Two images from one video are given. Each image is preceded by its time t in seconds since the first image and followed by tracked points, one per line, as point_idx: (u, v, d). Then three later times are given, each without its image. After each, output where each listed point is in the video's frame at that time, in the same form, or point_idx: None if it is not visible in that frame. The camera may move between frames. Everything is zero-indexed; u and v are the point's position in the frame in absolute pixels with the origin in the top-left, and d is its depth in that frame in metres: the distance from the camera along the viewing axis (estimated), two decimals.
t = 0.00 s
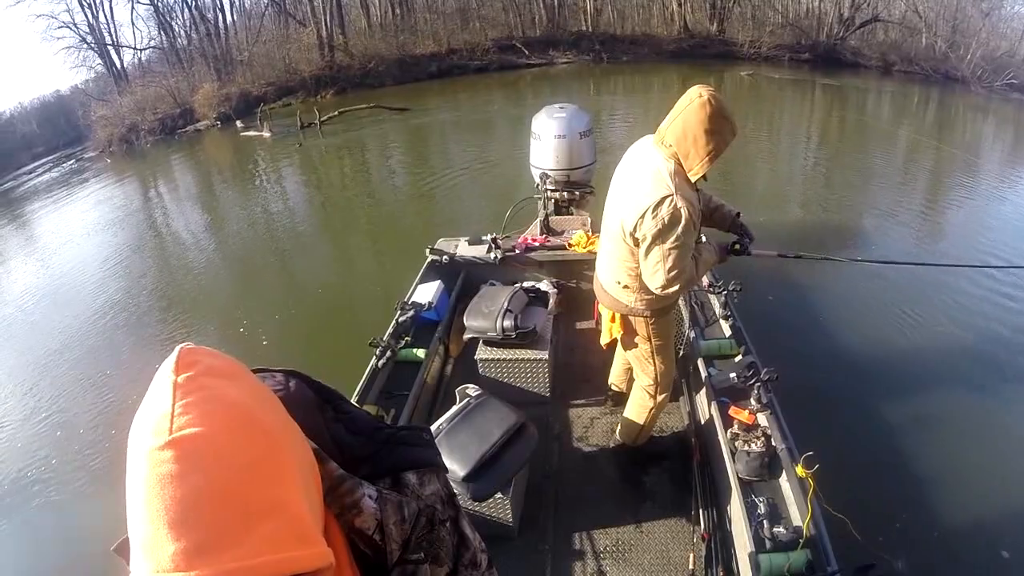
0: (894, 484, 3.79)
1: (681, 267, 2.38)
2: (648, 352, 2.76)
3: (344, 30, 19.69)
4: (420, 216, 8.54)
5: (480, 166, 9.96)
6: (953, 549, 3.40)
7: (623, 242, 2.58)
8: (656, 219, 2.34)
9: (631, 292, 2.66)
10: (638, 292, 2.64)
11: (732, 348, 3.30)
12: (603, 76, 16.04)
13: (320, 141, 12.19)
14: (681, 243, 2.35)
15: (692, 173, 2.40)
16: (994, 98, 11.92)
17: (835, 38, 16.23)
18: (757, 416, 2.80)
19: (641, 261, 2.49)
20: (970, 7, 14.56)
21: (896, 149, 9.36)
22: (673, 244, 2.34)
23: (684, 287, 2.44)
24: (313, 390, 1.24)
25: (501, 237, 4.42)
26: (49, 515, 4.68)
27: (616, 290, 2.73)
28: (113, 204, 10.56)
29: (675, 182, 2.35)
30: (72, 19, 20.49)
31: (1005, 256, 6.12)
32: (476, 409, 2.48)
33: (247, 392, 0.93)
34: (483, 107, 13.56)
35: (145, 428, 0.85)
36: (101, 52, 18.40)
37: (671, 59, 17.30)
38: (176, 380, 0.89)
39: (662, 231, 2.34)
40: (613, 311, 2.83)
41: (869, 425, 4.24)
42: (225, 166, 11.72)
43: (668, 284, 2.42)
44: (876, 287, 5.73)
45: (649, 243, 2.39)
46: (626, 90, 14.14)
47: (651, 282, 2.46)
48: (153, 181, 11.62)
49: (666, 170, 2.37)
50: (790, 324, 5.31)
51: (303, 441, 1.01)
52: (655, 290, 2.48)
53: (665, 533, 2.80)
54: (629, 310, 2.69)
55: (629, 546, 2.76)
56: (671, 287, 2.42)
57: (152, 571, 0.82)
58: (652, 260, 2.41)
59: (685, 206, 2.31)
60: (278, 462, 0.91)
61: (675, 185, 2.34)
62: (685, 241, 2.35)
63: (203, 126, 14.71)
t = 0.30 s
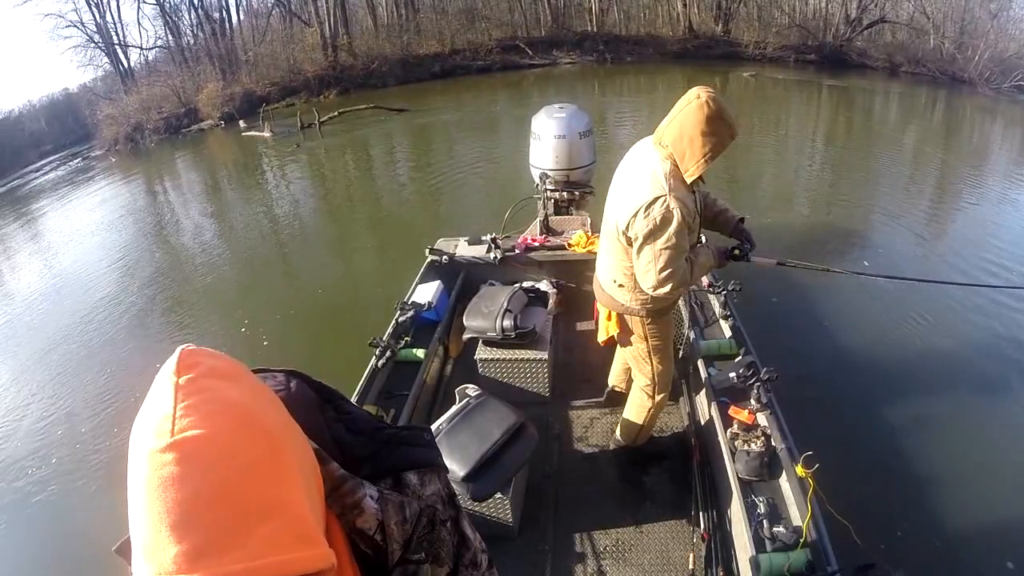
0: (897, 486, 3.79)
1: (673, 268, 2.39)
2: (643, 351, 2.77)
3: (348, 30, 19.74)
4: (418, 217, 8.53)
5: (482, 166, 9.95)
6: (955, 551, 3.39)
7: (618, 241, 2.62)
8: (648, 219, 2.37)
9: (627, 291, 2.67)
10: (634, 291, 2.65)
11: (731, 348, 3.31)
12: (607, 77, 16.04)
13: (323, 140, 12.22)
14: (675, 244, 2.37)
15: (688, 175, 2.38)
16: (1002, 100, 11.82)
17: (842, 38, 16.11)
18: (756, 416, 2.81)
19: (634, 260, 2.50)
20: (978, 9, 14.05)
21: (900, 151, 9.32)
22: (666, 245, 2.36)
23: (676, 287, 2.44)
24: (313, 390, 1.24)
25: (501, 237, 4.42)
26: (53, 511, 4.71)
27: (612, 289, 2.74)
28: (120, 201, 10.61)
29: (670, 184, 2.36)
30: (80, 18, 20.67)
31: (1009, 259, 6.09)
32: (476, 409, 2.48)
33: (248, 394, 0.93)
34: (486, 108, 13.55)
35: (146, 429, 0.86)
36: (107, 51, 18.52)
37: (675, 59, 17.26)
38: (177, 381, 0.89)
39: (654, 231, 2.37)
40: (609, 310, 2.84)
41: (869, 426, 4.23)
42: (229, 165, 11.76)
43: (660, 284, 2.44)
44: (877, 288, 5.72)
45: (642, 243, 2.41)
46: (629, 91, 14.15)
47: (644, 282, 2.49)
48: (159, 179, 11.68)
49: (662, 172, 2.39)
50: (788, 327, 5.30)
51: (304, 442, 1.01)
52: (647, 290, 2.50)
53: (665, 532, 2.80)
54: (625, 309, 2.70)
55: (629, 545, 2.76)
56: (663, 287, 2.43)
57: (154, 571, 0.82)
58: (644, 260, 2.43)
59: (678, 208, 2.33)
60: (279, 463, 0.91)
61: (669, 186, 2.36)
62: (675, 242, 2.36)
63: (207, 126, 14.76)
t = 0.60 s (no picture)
0: (899, 487, 3.78)
1: (669, 269, 2.40)
2: (640, 352, 2.78)
3: (352, 30, 19.77)
4: (418, 218, 8.52)
5: (484, 167, 9.94)
6: (957, 553, 3.37)
7: (616, 242, 2.62)
8: (645, 220, 2.38)
9: (625, 292, 2.68)
10: (632, 292, 2.65)
11: (730, 348, 3.31)
12: (611, 78, 16.04)
13: (325, 140, 12.23)
14: (672, 245, 2.38)
15: (686, 176, 2.38)
16: (1009, 102, 11.61)
17: (848, 39, 15.94)
18: (756, 416, 2.80)
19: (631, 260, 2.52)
20: (986, 9, 14.30)
21: (904, 153, 9.28)
22: (662, 246, 2.36)
23: (673, 289, 2.45)
24: (310, 389, 1.23)
25: (501, 237, 4.43)
26: (56, 507, 4.73)
27: (611, 289, 2.75)
28: (127, 199, 10.66)
29: (668, 185, 2.37)
30: (87, 17, 20.80)
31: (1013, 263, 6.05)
32: (476, 409, 2.48)
33: (244, 371, 0.96)
34: (489, 108, 13.52)
35: (149, 416, 0.87)
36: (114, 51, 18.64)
37: (679, 60, 17.21)
38: (172, 368, 0.91)
39: (652, 232, 2.37)
40: (608, 311, 2.84)
41: (870, 428, 4.23)
42: (233, 164, 11.80)
43: (657, 285, 2.45)
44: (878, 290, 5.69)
45: (640, 244, 2.42)
46: (632, 92, 14.14)
47: (640, 282, 2.50)
48: (166, 177, 11.73)
49: (660, 173, 2.39)
50: (789, 328, 5.29)
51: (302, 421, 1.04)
52: (643, 290, 2.51)
53: (665, 533, 2.79)
54: (623, 310, 2.70)
55: (629, 545, 2.76)
56: (659, 288, 2.45)
57: (182, 556, 0.83)
58: (641, 261, 2.44)
59: (675, 209, 2.34)
60: (286, 431, 0.94)
61: (667, 187, 2.36)
62: (672, 244, 2.37)
63: (211, 125, 14.81)
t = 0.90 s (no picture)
0: (900, 489, 3.77)
1: (667, 271, 2.40)
2: (639, 353, 2.78)
3: (358, 30, 19.79)
4: (420, 217, 8.51)
5: (486, 167, 9.93)
6: (959, 556, 3.35)
7: (616, 242, 2.62)
8: (645, 221, 2.38)
9: (624, 292, 2.68)
10: (632, 293, 2.65)
11: (731, 348, 3.32)
12: (616, 78, 16.04)
13: (329, 139, 12.25)
14: (671, 247, 2.38)
15: (688, 178, 2.38)
16: (1018, 104, 11.43)
17: (855, 41, 15.78)
18: (756, 416, 2.80)
19: (629, 261, 2.52)
20: (994, 11, 13.50)
21: (909, 155, 9.24)
22: (661, 248, 2.37)
23: (671, 290, 2.46)
24: (313, 385, 1.24)
25: (502, 237, 4.43)
26: (61, 501, 4.77)
27: (611, 290, 2.75)
28: (134, 196, 10.72)
29: (668, 186, 2.36)
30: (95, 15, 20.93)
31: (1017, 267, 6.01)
32: (476, 409, 2.48)
33: (250, 357, 1.01)
34: (492, 108, 13.50)
35: (163, 405, 0.92)
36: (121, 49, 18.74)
37: (684, 61, 17.18)
38: (181, 359, 0.95)
39: (650, 233, 2.38)
40: (607, 311, 2.85)
41: (871, 429, 4.22)
42: (238, 162, 11.85)
43: (654, 286, 2.46)
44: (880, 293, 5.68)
45: (638, 244, 2.43)
46: (637, 92, 14.13)
47: (638, 283, 2.50)
48: (172, 174, 11.78)
49: (661, 174, 2.39)
50: (789, 329, 5.29)
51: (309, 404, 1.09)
52: (640, 291, 2.52)
53: (665, 533, 2.79)
54: (623, 311, 2.70)
55: (629, 545, 2.76)
56: (657, 289, 2.46)
57: (209, 534, 0.87)
58: (640, 262, 2.45)
59: (675, 210, 2.33)
60: (296, 407, 0.98)
61: (667, 188, 2.36)
62: (671, 246, 2.37)
63: (216, 123, 14.86)
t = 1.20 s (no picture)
0: (900, 492, 3.77)
1: (669, 273, 2.40)
2: (641, 355, 2.77)
3: (363, 29, 19.80)
4: (422, 217, 8.51)
5: (488, 167, 9.92)
6: (961, 559, 3.35)
7: (617, 243, 2.62)
8: (646, 223, 2.37)
9: (625, 294, 2.68)
10: (632, 294, 2.65)
11: (732, 348, 3.31)
12: (620, 78, 16.04)
13: (332, 138, 12.26)
14: (672, 248, 2.38)
15: (689, 179, 2.38)
16: None
17: (862, 42, 15.70)
18: (756, 417, 2.80)
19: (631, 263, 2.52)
20: (1004, 14, 13.48)
21: (913, 157, 9.20)
22: (662, 249, 2.37)
23: (672, 292, 2.45)
24: (314, 386, 1.25)
25: (502, 237, 4.43)
26: (65, 496, 4.79)
27: (612, 291, 2.75)
28: (141, 193, 10.76)
29: (670, 187, 2.36)
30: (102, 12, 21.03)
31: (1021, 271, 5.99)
32: (476, 409, 2.48)
33: (253, 359, 1.00)
34: (496, 108, 13.50)
35: (168, 409, 0.91)
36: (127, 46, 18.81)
37: (689, 60, 17.15)
38: (185, 361, 0.95)
39: (652, 235, 2.38)
40: (608, 312, 2.84)
41: (872, 432, 4.21)
42: (243, 159, 11.88)
43: (656, 288, 2.45)
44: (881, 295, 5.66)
45: (640, 246, 2.42)
46: (641, 92, 14.11)
47: (640, 285, 2.50)
48: (179, 171, 11.83)
49: (663, 176, 2.39)
50: (791, 332, 5.27)
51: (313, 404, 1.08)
52: (642, 293, 2.52)
53: (665, 533, 2.79)
54: (624, 313, 2.70)
55: (629, 544, 2.76)
56: (659, 291, 2.45)
57: (214, 538, 0.88)
58: (642, 263, 2.45)
59: (677, 212, 2.33)
60: (300, 410, 0.98)
61: (669, 189, 2.35)
62: (673, 247, 2.37)
63: (221, 121, 14.90)
